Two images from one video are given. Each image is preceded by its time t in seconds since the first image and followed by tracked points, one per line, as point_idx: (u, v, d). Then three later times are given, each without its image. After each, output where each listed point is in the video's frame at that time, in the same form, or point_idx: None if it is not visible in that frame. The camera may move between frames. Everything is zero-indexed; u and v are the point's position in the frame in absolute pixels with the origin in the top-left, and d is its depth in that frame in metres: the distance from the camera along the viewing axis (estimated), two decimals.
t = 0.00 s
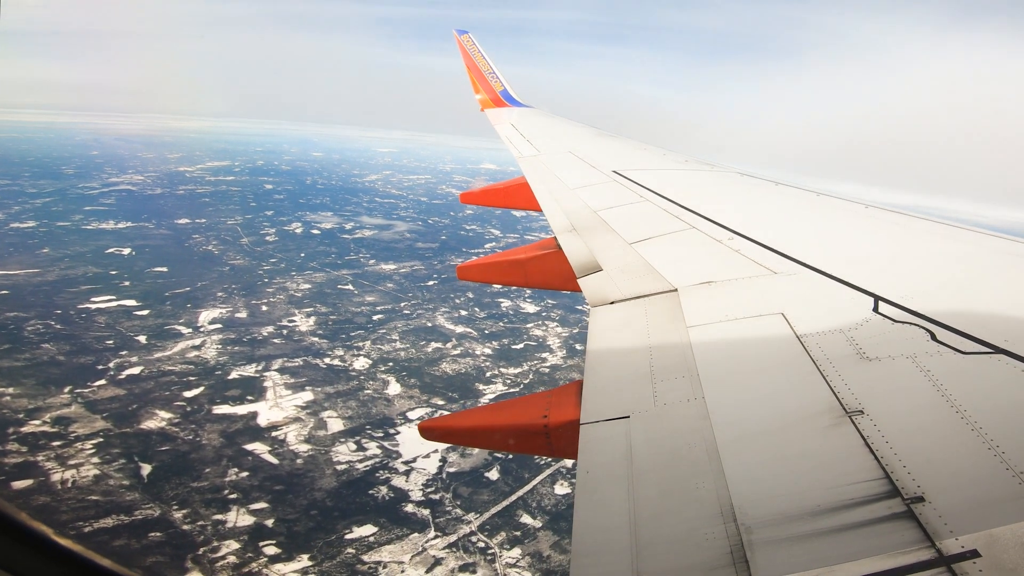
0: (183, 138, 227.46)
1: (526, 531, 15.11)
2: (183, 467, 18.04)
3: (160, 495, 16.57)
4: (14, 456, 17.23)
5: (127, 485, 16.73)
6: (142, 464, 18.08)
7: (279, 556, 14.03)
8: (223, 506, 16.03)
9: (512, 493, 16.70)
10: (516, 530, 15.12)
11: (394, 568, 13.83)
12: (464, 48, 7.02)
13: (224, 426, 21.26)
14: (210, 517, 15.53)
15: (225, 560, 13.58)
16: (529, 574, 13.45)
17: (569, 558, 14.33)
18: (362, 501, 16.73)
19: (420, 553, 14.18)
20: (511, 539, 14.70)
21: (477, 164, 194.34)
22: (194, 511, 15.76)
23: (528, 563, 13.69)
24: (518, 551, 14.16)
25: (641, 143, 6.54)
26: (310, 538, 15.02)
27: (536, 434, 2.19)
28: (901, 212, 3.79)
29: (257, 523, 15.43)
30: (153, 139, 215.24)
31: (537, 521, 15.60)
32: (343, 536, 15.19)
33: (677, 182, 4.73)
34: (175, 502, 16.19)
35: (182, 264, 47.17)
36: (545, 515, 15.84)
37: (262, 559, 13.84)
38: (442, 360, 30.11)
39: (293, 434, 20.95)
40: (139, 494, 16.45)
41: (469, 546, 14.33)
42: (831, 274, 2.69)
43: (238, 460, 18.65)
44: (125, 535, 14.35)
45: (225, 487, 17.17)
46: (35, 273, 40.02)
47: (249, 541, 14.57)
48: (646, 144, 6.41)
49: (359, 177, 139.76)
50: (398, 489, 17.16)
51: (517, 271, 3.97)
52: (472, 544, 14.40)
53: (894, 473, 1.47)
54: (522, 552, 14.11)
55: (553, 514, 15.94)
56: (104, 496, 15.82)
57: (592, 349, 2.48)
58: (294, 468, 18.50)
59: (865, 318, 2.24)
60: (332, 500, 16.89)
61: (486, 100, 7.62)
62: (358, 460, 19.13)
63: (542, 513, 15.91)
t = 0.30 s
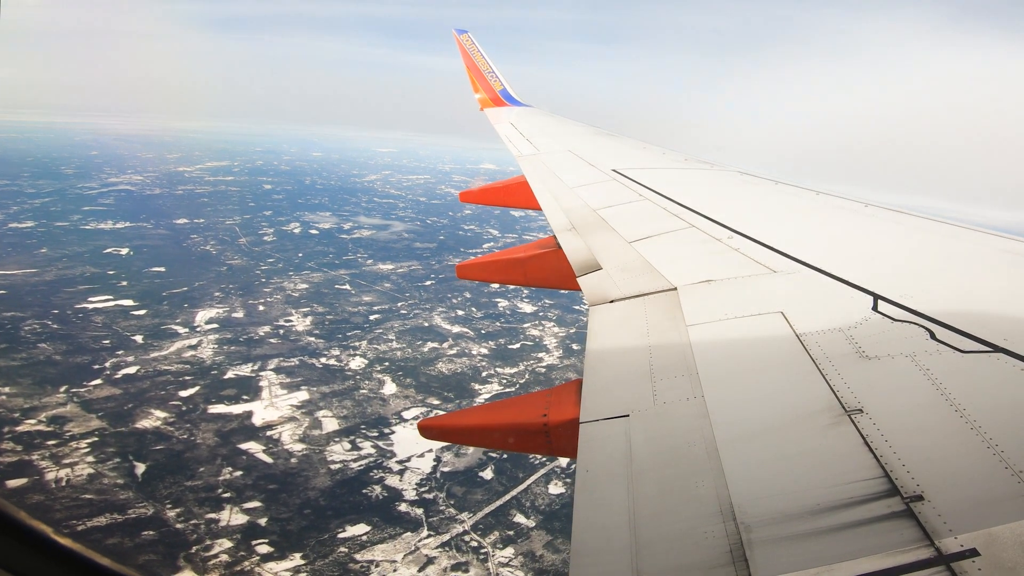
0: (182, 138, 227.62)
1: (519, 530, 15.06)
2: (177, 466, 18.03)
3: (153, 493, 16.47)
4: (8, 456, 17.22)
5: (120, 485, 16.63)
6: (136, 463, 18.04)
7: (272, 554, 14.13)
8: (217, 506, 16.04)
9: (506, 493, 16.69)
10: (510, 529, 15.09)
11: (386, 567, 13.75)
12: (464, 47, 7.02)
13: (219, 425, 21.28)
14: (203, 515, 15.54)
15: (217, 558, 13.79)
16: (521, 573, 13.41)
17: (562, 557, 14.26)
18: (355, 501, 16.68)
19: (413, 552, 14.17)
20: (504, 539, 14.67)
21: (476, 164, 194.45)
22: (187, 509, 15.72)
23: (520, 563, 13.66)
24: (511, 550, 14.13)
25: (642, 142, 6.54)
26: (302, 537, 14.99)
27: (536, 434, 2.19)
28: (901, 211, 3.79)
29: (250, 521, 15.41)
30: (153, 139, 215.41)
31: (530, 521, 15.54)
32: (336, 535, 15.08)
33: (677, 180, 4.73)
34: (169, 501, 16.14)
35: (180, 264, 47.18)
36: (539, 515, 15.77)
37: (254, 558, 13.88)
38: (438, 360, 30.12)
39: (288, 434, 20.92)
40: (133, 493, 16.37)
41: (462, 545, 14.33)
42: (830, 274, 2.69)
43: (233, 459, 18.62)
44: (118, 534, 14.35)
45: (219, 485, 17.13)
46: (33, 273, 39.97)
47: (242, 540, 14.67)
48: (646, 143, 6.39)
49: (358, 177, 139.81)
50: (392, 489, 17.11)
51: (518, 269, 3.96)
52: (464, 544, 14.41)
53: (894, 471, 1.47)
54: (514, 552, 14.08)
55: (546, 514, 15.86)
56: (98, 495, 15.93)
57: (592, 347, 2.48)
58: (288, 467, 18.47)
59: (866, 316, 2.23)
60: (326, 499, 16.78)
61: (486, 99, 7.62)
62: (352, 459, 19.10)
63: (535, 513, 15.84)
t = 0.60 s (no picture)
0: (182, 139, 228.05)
1: (512, 530, 15.03)
2: (172, 465, 18.00)
3: (147, 492, 16.34)
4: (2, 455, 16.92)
5: (114, 484, 16.43)
6: (131, 463, 17.92)
7: (264, 552, 14.07)
8: (210, 504, 15.98)
9: (500, 492, 16.69)
10: (503, 528, 15.09)
11: (379, 566, 13.76)
12: (464, 48, 7.02)
13: (214, 425, 21.26)
14: (197, 514, 15.46)
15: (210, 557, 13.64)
16: (513, 572, 13.36)
17: (555, 557, 14.18)
18: (349, 499, 16.64)
19: (406, 551, 14.18)
20: (497, 538, 14.65)
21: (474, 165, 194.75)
22: (181, 508, 15.63)
23: (513, 562, 13.60)
24: (504, 550, 14.10)
25: (642, 142, 6.55)
26: (295, 536, 14.95)
27: (536, 433, 2.19)
28: (901, 210, 3.78)
29: (243, 520, 15.36)
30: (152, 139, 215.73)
31: (524, 520, 15.48)
32: (329, 534, 15.11)
33: (676, 181, 4.73)
34: (163, 500, 16.02)
35: (177, 264, 47.20)
36: (532, 513, 15.70)
37: (247, 556, 13.82)
38: (434, 360, 30.14)
39: (283, 433, 20.91)
40: (127, 492, 16.16)
41: (455, 544, 14.36)
42: (831, 273, 2.68)
43: (227, 459, 18.63)
44: (111, 533, 14.00)
45: (213, 484, 17.10)
46: (30, 273, 39.88)
47: (234, 539, 14.59)
48: (646, 143, 6.39)
49: (357, 177, 140.01)
50: (386, 488, 17.10)
51: (518, 269, 3.96)
52: (457, 543, 14.43)
53: (893, 470, 1.47)
54: (507, 551, 14.04)
55: (540, 513, 15.78)
56: (91, 494, 15.40)
57: (592, 347, 2.48)
58: (282, 466, 18.44)
59: (865, 316, 2.24)
60: (319, 498, 16.76)
61: (485, 99, 7.62)
62: (346, 459, 19.07)
63: (529, 512, 15.78)
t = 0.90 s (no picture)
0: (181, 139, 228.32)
1: (506, 529, 15.01)
2: (166, 464, 17.99)
3: (141, 490, 16.24)
4: None
5: (109, 482, 16.30)
6: (125, 462, 17.83)
7: (257, 551, 13.97)
8: (204, 503, 15.94)
9: (494, 492, 16.67)
10: (496, 528, 15.08)
11: (371, 565, 13.71)
12: (464, 48, 7.03)
13: (209, 424, 21.26)
14: (191, 513, 15.42)
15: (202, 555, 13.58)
16: (506, 571, 13.36)
17: (548, 556, 14.14)
18: (343, 498, 16.60)
19: (398, 550, 14.17)
20: (490, 538, 14.65)
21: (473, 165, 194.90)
22: (174, 507, 15.55)
23: (506, 562, 13.60)
24: (497, 549, 14.11)
25: (642, 142, 6.56)
26: (288, 535, 14.89)
27: (536, 434, 2.19)
28: (902, 210, 3.78)
29: (237, 519, 15.32)
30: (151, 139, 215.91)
31: (517, 520, 15.46)
32: (322, 532, 15.08)
33: (676, 181, 4.74)
34: (157, 498, 15.93)
35: (175, 265, 47.23)
36: (526, 513, 15.66)
37: (240, 555, 13.80)
38: (430, 359, 30.15)
39: (278, 433, 20.90)
40: (121, 491, 16.03)
41: (448, 543, 14.38)
42: (831, 274, 2.69)
43: (221, 458, 18.63)
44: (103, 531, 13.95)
45: (207, 484, 17.05)
46: (27, 273, 39.83)
47: (228, 537, 14.56)
48: (647, 143, 6.39)
49: (356, 177, 140.24)
50: (380, 487, 17.07)
51: (517, 269, 3.96)
52: (450, 542, 14.45)
53: (893, 470, 1.47)
54: (500, 551, 14.04)
55: (534, 513, 15.75)
56: (86, 492, 15.42)
57: (592, 347, 2.48)
58: (277, 465, 18.42)
59: (866, 316, 2.24)
60: (313, 497, 16.71)
61: (485, 99, 7.62)
62: (340, 459, 19.04)
63: (522, 512, 15.76)
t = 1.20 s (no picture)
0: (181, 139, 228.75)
1: (499, 529, 15.00)
2: (160, 463, 17.94)
3: (135, 489, 16.14)
4: None
5: (103, 481, 16.11)
6: (120, 460, 17.69)
7: (250, 550, 13.98)
8: (197, 501, 15.88)
9: (488, 492, 16.64)
10: (489, 527, 15.07)
11: (364, 564, 13.72)
12: (464, 48, 7.03)
13: (204, 423, 21.27)
14: (184, 511, 15.33)
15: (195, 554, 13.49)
16: (499, 570, 13.37)
17: (541, 555, 14.10)
18: (336, 498, 16.57)
19: (391, 549, 14.16)
20: (483, 537, 14.64)
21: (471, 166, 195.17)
22: (168, 505, 15.48)
23: (499, 561, 13.62)
24: (490, 549, 14.11)
25: (643, 142, 6.57)
26: (281, 534, 14.84)
27: (536, 435, 2.19)
28: (900, 211, 3.79)
29: (230, 517, 15.29)
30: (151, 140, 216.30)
31: (510, 519, 15.46)
32: (315, 531, 15.05)
33: (676, 181, 4.75)
34: (150, 498, 15.79)
35: (173, 265, 47.25)
36: (519, 512, 15.63)
37: (232, 553, 13.72)
38: (426, 359, 30.16)
39: (272, 432, 20.91)
40: (115, 489, 15.86)
41: (441, 542, 14.41)
42: (830, 274, 2.69)
43: (215, 457, 18.61)
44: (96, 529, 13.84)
45: (200, 482, 17.01)
46: (25, 273, 39.77)
47: (220, 535, 14.37)
48: (647, 144, 6.41)
49: (355, 177, 140.47)
50: (374, 486, 17.05)
51: (517, 271, 3.97)
52: (444, 541, 14.48)
53: (894, 471, 1.47)
54: (493, 550, 14.06)
55: (527, 513, 15.71)
56: (80, 491, 15.05)
57: (592, 347, 2.48)
58: (271, 464, 18.40)
59: (866, 317, 2.23)
60: (306, 496, 16.66)
61: (485, 100, 7.63)
62: (335, 458, 19.02)
63: (515, 511, 15.75)
